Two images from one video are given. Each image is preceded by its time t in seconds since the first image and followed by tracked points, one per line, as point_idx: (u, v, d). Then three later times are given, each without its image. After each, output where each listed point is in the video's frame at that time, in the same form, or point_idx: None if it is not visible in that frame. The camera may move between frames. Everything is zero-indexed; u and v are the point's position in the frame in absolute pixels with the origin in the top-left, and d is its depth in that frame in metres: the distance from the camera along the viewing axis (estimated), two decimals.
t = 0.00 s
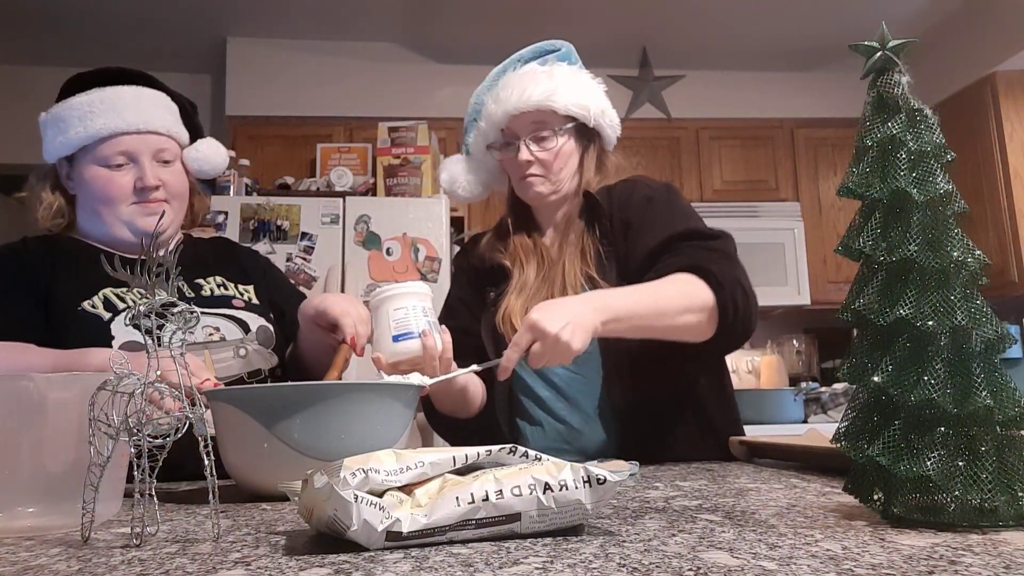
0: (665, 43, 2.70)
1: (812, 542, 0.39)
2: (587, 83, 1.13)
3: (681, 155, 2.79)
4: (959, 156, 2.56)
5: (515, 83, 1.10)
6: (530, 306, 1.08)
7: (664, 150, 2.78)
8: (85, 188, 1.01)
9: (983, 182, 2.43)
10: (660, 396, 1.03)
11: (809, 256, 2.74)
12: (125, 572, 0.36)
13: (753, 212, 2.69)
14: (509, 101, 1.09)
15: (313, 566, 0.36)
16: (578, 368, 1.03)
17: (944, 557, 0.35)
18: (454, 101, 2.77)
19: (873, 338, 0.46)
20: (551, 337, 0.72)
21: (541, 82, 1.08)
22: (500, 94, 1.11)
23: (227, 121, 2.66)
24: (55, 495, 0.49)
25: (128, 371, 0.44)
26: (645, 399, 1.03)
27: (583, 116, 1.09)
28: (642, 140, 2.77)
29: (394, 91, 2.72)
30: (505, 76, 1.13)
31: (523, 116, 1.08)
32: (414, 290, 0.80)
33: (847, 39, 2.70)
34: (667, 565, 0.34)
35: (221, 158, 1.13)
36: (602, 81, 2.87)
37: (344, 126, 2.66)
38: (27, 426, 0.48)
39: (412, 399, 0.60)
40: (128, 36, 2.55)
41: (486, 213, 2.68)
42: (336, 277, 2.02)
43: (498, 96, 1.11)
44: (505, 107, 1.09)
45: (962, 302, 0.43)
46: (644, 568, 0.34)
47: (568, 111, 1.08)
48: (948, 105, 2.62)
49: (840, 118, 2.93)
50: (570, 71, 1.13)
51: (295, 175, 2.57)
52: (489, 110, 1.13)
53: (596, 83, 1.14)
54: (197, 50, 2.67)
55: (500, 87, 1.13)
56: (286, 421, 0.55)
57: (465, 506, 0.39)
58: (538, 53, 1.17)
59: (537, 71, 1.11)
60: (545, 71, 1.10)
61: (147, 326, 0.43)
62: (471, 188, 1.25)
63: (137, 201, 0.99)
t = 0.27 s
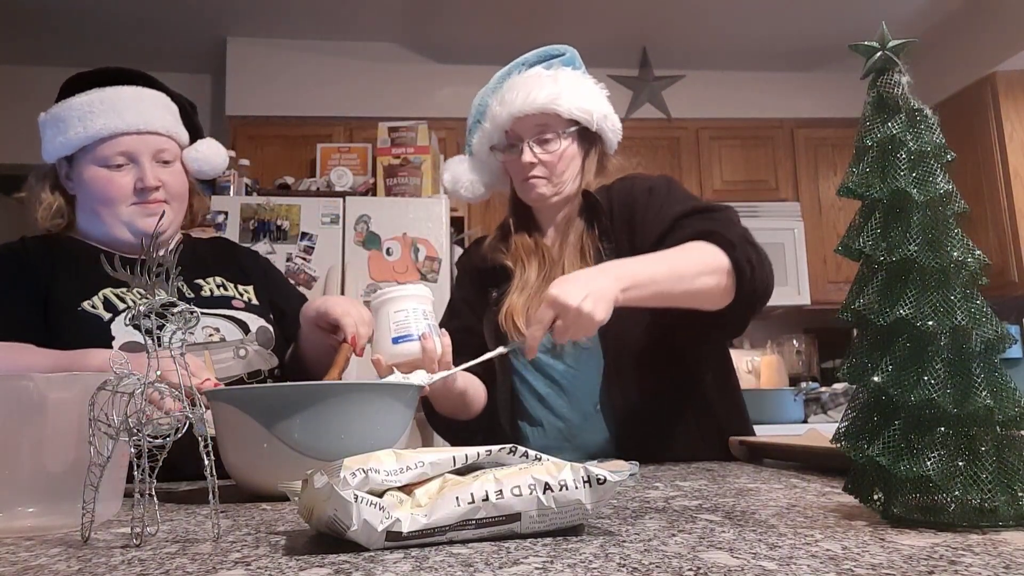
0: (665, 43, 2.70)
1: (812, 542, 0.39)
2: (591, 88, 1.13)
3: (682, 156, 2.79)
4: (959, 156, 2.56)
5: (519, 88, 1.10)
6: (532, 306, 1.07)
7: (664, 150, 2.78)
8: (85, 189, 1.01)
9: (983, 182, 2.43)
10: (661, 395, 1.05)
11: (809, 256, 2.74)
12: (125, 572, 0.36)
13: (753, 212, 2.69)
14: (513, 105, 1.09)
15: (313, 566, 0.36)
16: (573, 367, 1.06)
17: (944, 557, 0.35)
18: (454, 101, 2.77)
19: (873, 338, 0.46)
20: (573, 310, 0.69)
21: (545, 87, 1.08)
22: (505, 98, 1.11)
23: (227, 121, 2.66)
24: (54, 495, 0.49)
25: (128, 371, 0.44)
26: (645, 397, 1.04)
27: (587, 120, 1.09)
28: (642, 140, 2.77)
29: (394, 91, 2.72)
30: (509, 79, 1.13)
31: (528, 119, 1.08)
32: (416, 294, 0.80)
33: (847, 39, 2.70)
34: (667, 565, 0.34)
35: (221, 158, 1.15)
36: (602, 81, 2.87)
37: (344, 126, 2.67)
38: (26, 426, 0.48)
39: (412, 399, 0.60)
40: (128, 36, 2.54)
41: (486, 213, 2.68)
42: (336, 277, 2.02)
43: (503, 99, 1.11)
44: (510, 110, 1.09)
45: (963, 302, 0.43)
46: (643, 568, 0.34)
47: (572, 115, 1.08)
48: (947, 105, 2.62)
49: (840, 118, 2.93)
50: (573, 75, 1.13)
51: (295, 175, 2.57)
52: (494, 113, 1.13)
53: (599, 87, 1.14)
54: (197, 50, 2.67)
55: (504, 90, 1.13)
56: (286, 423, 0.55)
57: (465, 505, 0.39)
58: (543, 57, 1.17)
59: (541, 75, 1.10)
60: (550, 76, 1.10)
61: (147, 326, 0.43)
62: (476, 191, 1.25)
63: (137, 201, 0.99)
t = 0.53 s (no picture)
0: (665, 43, 2.70)
1: (812, 542, 0.39)
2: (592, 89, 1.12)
3: (682, 156, 2.79)
4: (959, 156, 2.56)
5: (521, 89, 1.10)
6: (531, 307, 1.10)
7: (664, 150, 2.78)
8: (84, 189, 1.00)
9: (983, 182, 2.43)
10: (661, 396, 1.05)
11: (809, 256, 2.74)
12: (124, 572, 0.36)
13: (753, 212, 2.69)
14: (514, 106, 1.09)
15: (313, 566, 0.36)
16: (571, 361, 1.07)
17: (944, 557, 0.35)
18: (453, 101, 2.77)
19: (873, 338, 0.46)
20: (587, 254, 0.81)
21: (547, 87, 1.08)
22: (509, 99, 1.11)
23: (226, 121, 2.66)
24: (55, 495, 0.49)
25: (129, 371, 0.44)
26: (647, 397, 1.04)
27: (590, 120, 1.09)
28: (642, 140, 2.77)
29: (394, 91, 2.72)
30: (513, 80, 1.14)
31: (529, 120, 1.08)
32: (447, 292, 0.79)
33: (847, 39, 2.70)
34: (667, 565, 0.34)
35: (220, 158, 1.15)
36: (602, 81, 2.87)
37: (344, 126, 2.67)
38: (26, 426, 0.48)
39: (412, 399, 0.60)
40: (128, 36, 2.54)
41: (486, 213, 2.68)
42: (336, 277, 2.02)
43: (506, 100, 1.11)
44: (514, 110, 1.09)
45: (962, 302, 0.43)
46: (643, 567, 0.34)
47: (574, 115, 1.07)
48: (947, 105, 2.62)
49: (840, 118, 2.93)
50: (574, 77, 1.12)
51: (295, 175, 2.57)
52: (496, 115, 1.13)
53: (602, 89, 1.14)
54: (197, 49, 2.67)
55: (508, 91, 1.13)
56: (286, 423, 0.55)
57: (465, 506, 0.39)
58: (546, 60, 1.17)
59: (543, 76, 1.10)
60: (552, 77, 1.10)
61: (147, 326, 0.43)
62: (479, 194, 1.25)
63: (135, 201, 0.99)
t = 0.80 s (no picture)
0: (665, 43, 2.70)
1: (812, 542, 0.39)
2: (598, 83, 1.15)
3: (681, 156, 2.79)
4: (959, 156, 2.56)
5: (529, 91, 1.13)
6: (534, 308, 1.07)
7: (664, 150, 2.78)
8: (71, 192, 0.99)
9: (983, 182, 2.43)
10: (664, 399, 1.01)
11: (809, 256, 2.74)
12: (125, 572, 0.36)
13: (753, 213, 2.70)
14: (523, 108, 1.13)
15: (313, 566, 0.36)
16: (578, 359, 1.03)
17: (944, 557, 0.36)
18: (454, 101, 2.77)
19: (873, 338, 0.46)
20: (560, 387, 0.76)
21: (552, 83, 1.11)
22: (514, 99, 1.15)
23: (226, 121, 2.66)
24: (55, 495, 0.49)
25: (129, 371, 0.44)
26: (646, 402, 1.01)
27: (595, 110, 1.11)
28: (642, 140, 2.77)
29: (394, 91, 2.72)
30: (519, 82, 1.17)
31: (537, 116, 1.11)
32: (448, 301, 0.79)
33: (847, 39, 2.70)
34: (667, 565, 0.34)
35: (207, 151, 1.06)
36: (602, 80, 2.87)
37: (344, 126, 2.67)
38: (26, 425, 0.48)
39: (410, 397, 0.60)
40: (127, 36, 2.55)
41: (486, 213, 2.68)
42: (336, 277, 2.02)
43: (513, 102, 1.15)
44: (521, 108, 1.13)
45: (963, 302, 0.43)
46: (644, 568, 0.34)
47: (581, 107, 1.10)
48: (947, 105, 2.62)
49: (840, 118, 2.93)
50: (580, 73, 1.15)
51: (295, 175, 2.57)
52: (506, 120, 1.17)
53: (608, 85, 1.16)
54: (197, 49, 2.67)
55: (515, 93, 1.17)
56: (287, 422, 0.55)
57: (465, 506, 0.39)
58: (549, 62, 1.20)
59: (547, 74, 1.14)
60: (556, 74, 1.13)
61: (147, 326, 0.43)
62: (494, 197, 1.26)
63: (122, 201, 0.97)
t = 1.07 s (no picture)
0: (665, 43, 2.70)
1: (812, 542, 0.39)
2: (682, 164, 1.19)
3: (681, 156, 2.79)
4: (959, 156, 2.56)
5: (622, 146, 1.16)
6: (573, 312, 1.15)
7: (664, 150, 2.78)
8: (130, 192, 0.99)
9: (983, 182, 2.43)
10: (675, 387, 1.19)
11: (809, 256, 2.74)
12: (124, 572, 0.36)
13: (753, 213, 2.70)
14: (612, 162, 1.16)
15: (313, 566, 0.36)
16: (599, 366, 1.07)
17: (944, 557, 0.35)
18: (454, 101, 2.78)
19: (873, 338, 0.46)
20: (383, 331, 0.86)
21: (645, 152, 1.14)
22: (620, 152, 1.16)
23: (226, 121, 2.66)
24: (54, 495, 0.49)
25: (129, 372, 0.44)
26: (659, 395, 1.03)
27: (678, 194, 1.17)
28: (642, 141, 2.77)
29: (394, 91, 2.72)
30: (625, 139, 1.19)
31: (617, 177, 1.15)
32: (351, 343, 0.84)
33: (847, 39, 2.70)
34: (667, 565, 0.34)
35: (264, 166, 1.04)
36: (602, 81, 2.87)
37: (344, 126, 2.67)
38: (26, 426, 0.48)
39: (411, 398, 0.60)
40: (127, 36, 2.55)
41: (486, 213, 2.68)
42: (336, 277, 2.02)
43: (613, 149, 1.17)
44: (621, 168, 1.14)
45: (962, 302, 0.43)
46: (644, 567, 0.34)
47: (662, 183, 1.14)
48: (947, 105, 2.62)
49: (840, 118, 2.93)
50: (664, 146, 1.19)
51: (295, 175, 2.57)
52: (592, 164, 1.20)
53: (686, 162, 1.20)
54: (197, 49, 2.67)
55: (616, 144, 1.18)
56: (286, 421, 0.55)
57: (465, 505, 0.39)
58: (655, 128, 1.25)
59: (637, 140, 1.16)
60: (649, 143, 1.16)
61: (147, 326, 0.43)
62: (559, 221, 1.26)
63: (177, 206, 0.97)
